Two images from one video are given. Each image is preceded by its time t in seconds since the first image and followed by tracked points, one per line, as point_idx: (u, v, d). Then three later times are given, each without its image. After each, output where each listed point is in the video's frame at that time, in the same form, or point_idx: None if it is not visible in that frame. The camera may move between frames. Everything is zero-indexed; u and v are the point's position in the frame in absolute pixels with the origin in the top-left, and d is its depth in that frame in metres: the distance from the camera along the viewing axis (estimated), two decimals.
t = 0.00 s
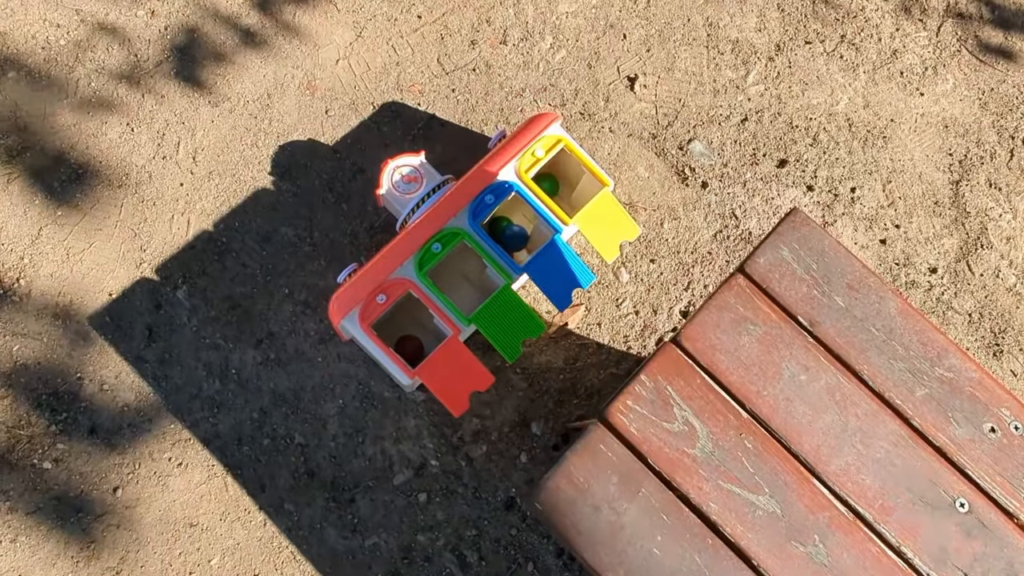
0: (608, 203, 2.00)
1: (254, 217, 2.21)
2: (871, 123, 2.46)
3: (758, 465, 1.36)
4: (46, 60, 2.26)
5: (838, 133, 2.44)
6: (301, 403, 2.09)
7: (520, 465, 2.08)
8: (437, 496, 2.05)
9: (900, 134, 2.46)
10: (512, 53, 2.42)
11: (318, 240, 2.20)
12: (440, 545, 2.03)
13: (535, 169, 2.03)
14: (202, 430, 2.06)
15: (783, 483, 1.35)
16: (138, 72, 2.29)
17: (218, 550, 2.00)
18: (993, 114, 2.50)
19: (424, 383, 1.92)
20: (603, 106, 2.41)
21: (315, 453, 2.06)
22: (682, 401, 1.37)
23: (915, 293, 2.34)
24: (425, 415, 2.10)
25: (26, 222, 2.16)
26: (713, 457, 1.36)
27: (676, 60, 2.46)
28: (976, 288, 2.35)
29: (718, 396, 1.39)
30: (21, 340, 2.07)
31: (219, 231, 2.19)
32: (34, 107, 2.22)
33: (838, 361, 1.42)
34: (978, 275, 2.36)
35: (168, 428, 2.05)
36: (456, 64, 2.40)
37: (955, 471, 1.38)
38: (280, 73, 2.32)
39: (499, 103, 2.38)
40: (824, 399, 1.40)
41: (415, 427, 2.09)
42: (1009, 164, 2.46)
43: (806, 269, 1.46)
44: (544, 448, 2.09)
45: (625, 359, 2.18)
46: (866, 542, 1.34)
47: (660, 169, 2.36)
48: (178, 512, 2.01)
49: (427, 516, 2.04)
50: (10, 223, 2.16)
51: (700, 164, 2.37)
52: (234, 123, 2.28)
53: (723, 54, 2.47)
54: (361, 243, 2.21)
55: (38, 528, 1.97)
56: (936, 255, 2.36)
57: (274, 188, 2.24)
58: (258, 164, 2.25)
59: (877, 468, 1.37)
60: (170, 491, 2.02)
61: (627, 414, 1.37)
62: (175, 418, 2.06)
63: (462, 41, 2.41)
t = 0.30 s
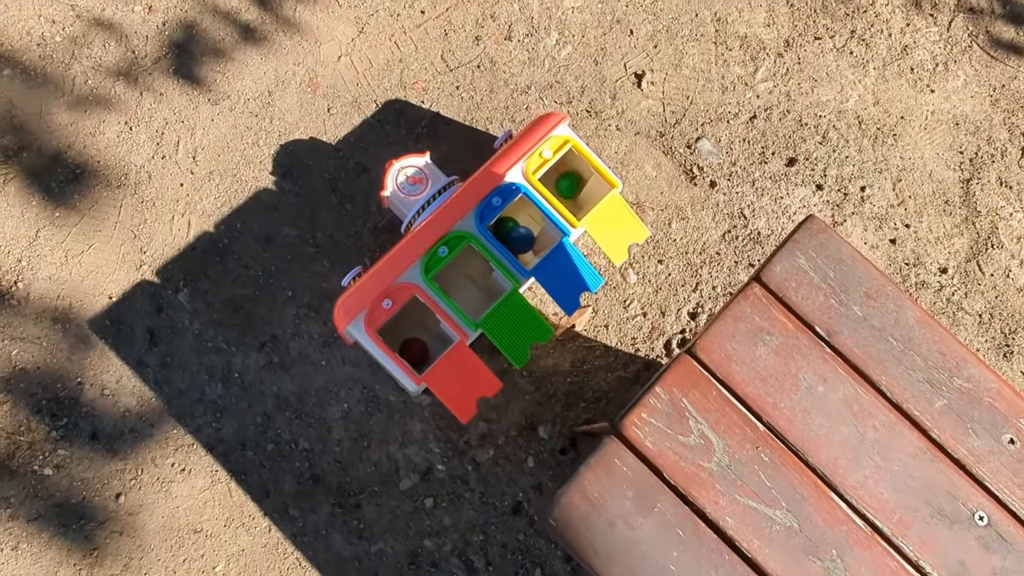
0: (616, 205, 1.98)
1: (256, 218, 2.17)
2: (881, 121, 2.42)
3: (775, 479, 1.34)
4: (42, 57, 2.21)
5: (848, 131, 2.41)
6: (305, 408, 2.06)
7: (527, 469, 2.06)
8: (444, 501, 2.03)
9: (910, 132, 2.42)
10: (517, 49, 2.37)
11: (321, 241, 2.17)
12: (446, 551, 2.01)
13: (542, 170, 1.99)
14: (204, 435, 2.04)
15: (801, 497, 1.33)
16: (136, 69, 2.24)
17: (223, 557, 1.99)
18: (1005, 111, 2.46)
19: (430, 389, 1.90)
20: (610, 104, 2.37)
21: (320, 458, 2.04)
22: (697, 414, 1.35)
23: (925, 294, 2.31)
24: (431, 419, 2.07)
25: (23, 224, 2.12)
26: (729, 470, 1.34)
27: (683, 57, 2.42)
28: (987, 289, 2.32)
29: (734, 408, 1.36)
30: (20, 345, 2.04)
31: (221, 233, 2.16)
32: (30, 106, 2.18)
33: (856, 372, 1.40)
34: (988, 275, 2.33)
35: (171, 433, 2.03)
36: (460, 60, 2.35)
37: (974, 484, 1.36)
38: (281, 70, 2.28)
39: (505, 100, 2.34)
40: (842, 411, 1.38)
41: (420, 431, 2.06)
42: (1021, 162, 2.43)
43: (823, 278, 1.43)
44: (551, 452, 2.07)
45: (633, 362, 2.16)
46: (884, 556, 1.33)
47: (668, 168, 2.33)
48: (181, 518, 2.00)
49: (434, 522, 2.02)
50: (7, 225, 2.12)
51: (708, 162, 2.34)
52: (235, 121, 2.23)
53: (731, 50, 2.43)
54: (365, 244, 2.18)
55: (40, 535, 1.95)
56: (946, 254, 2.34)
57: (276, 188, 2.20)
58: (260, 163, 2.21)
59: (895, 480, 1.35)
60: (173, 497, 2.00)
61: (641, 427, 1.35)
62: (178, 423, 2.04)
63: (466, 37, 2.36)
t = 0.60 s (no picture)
0: (621, 204, 1.96)
1: (257, 217, 2.15)
2: (887, 118, 2.40)
3: (784, 485, 1.33)
4: (38, 54, 2.18)
5: (853, 128, 2.39)
6: (307, 409, 2.05)
7: (531, 470, 2.05)
8: (448, 503, 2.02)
9: (916, 129, 2.40)
10: (520, 45, 2.35)
11: (323, 240, 2.15)
12: (450, 552, 2.01)
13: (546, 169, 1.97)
14: (206, 436, 2.02)
15: (811, 503, 1.33)
16: (134, 66, 2.21)
17: (226, 559, 1.99)
18: (1011, 108, 2.44)
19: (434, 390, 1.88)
20: (614, 101, 2.34)
21: (322, 460, 2.03)
22: (706, 420, 1.34)
23: (931, 293, 2.30)
24: (435, 420, 2.06)
25: (21, 224, 2.10)
26: (739, 477, 1.33)
27: (688, 53, 2.39)
28: (992, 287, 2.31)
29: (744, 414, 1.35)
30: (20, 347, 2.02)
31: (221, 233, 2.14)
32: (27, 104, 2.15)
33: (867, 377, 1.38)
34: (994, 273, 2.32)
35: (172, 435, 2.02)
36: (462, 57, 2.32)
37: (985, 490, 1.35)
38: (281, 67, 2.25)
39: (508, 98, 2.31)
40: (852, 416, 1.36)
41: (424, 433, 2.05)
42: None
43: (833, 281, 1.41)
44: (556, 453, 2.06)
45: (638, 362, 2.15)
46: (894, 562, 1.32)
47: (673, 166, 2.31)
48: (184, 521, 1.99)
49: (437, 523, 2.01)
50: (4, 225, 2.10)
51: (712, 160, 2.32)
52: (235, 119, 2.21)
53: (735, 46, 2.41)
54: (367, 244, 2.16)
55: (42, 538, 1.95)
56: (952, 253, 2.32)
57: (277, 187, 2.17)
58: (260, 162, 2.19)
59: (905, 487, 1.34)
60: (176, 500, 1.99)
61: (650, 433, 1.33)
62: (179, 424, 2.02)
63: (468, 33, 2.34)
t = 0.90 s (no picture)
0: (626, 204, 1.94)
1: (258, 217, 2.13)
2: (892, 115, 2.38)
3: (793, 491, 1.32)
4: (36, 52, 2.16)
5: (858, 126, 2.37)
6: (310, 410, 2.04)
7: (535, 471, 2.04)
8: (452, 504, 2.01)
9: (922, 127, 2.38)
10: (522, 42, 2.32)
11: (324, 240, 2.13)
12: (454, 554, 2.00)
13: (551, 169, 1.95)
14: (208, 438, 2.01)
15: (820, 510, 1.32)
16: (133, 64, 2.18)
17: (229, 561, 1.98)
18: (1018, 104, 2.42)
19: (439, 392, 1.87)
20: (617, 99, 2.32)
21: (325, 461, 2.02)
22: (715, 426, 1.33)
23: (936, 292, 2.29)
24: (438, 422, 2.05)
25: (20, 224, 2.08)
26: (747, 484, 1.32)
27: (692, 50, 2.37)
28: (998, 285, 2.30)
29: (752, 420, 1.34)
30: (20, 349, 2.00)
31: (222, 232, 2.12)
32: (25, 103, 2.13)
33: (876, 382, 1.37)
34: (999, 272, 2.31)
35: (174, 437, 2.01)
36: (464, 54, 2.30)
37: (994, 495, 1.34)
38: (281, 65, 2.22)
39: (510, 95, 2.29)
40: (861, 422, 1.35)
41: (427, 434, 2.04)
42: None
43: (842, 285, 1.40)
44: (560, 454, 2.05)
45: (641, 362, 2.13)
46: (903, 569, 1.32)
47: (677, 164, 2.29)
48: (186, 523, 1.98)
49: (441, 525, 2.01)
50: (3, 225, 2.08)
51: (717, 158, 2.31)
52: (235, 118, 2.19)
53: (740, 43, 2.38)
54: (369, 243, 2.14)
55: (44, 541, 1.94)
56: (957, 251, 2.31)
57: (278, 186, 2.15)
58: (261, 161, 2.17)
59: (915, 493, 1.33)
60: (178, 502, 1.98)
61: (658, 440, 1.33)
62: (181, 426, 2.01)
63: (471, 30, 2.31)
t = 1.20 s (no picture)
0: (627, 205, 1.94)
1: (258, 218, 2.12)
2: (895, 115, 2.37)
3: (798, 497, 1.32)
4: (34, 51, 2.14)
5: (861, 125, 2.36)
6: (311, 412, 2.03)
7: (537, 472, 2.04)
8: (453, 506, 2.01)
9: (924, 126, 2.37)
10: (524, 41, 2.31)
11: (325, 241, 2.12)
12: (456, 556, 2.00)
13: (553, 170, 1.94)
14: (210, 440, 2.01)
15: (825, 515, 1.32)
16: (132, 64, 2.17)
17: (231, 563, 1.98)
18: (1021, 103, 2.41)
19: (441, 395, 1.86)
20: (619, 98, 2.31)
21: (327, 463, 2.01)
22: (719, 431, 1.33)
23: (939, 292, 2.29)
24: (440, 423, 2.04)
25: (20, 225, 2.07)
26: (752, 489, 1.32)
27: (694, 48, 2.35)
28: (1001, 285, 2.29)
29: (757, 425, 1.34)
30: (20, 351, 2.00)
31: (222, 233, 2.11)
32: (24, 103, 2.12)
33: (880, 386, 1.36)
34: (1002, 272, 2.30)
35: (176, 439, 2.00)
36: (465, 53, 2.29)
37: (999, 500, 1.34)
38: (281, 64, 2.21)
39: (512, 95, 2.28)
40: (865, 427, 1.35)
41: (429, 435, 2.03)
42: None
43: (847, 289, 1.39)
44: (562, 455, 2.05)
45: (643, 363, 2.13)
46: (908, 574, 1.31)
47: (679, 164, 2.28)
48: (188, 526, 1.98)
49: (443, 527, 2.00)
50: (2, 226, 2.07)
51: (719, 158, 2.30)
52: (235, 117, 2.17)
53: (742, 42, 2.37)
54: (371, 244, 2.13)
55: (45, 543, 1.93)
56: (960, 251, 2.30)
57: (278, 186, 2.14)
58: (261, 161, 2.15)
59: (920, 498, 1.33)
60: (179, 504, 1.98)
61: (662, 445, 1.32)
62: (182, 428, 2.01)
63: (472, 29, 2.30)
